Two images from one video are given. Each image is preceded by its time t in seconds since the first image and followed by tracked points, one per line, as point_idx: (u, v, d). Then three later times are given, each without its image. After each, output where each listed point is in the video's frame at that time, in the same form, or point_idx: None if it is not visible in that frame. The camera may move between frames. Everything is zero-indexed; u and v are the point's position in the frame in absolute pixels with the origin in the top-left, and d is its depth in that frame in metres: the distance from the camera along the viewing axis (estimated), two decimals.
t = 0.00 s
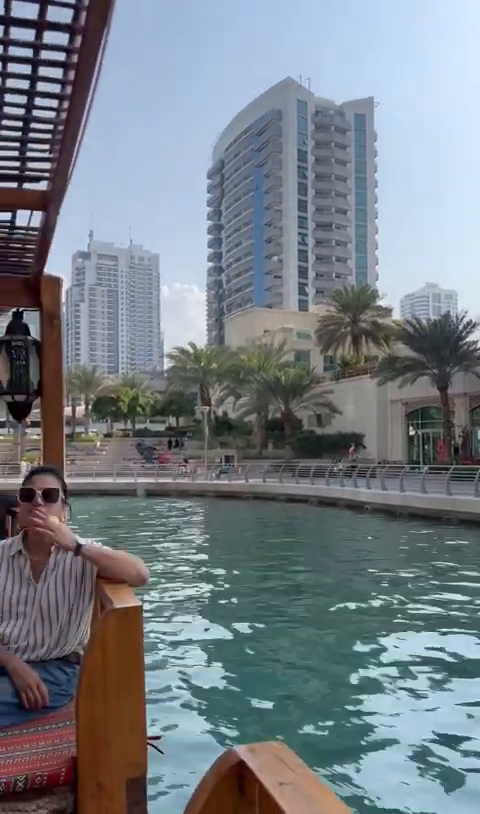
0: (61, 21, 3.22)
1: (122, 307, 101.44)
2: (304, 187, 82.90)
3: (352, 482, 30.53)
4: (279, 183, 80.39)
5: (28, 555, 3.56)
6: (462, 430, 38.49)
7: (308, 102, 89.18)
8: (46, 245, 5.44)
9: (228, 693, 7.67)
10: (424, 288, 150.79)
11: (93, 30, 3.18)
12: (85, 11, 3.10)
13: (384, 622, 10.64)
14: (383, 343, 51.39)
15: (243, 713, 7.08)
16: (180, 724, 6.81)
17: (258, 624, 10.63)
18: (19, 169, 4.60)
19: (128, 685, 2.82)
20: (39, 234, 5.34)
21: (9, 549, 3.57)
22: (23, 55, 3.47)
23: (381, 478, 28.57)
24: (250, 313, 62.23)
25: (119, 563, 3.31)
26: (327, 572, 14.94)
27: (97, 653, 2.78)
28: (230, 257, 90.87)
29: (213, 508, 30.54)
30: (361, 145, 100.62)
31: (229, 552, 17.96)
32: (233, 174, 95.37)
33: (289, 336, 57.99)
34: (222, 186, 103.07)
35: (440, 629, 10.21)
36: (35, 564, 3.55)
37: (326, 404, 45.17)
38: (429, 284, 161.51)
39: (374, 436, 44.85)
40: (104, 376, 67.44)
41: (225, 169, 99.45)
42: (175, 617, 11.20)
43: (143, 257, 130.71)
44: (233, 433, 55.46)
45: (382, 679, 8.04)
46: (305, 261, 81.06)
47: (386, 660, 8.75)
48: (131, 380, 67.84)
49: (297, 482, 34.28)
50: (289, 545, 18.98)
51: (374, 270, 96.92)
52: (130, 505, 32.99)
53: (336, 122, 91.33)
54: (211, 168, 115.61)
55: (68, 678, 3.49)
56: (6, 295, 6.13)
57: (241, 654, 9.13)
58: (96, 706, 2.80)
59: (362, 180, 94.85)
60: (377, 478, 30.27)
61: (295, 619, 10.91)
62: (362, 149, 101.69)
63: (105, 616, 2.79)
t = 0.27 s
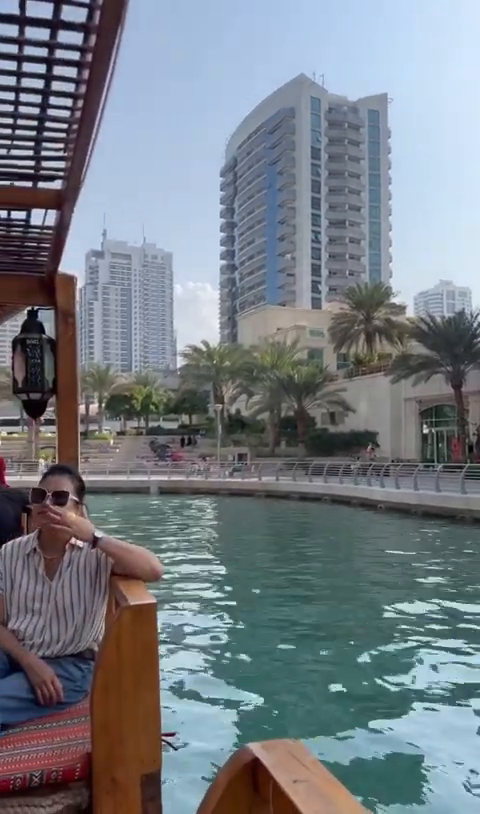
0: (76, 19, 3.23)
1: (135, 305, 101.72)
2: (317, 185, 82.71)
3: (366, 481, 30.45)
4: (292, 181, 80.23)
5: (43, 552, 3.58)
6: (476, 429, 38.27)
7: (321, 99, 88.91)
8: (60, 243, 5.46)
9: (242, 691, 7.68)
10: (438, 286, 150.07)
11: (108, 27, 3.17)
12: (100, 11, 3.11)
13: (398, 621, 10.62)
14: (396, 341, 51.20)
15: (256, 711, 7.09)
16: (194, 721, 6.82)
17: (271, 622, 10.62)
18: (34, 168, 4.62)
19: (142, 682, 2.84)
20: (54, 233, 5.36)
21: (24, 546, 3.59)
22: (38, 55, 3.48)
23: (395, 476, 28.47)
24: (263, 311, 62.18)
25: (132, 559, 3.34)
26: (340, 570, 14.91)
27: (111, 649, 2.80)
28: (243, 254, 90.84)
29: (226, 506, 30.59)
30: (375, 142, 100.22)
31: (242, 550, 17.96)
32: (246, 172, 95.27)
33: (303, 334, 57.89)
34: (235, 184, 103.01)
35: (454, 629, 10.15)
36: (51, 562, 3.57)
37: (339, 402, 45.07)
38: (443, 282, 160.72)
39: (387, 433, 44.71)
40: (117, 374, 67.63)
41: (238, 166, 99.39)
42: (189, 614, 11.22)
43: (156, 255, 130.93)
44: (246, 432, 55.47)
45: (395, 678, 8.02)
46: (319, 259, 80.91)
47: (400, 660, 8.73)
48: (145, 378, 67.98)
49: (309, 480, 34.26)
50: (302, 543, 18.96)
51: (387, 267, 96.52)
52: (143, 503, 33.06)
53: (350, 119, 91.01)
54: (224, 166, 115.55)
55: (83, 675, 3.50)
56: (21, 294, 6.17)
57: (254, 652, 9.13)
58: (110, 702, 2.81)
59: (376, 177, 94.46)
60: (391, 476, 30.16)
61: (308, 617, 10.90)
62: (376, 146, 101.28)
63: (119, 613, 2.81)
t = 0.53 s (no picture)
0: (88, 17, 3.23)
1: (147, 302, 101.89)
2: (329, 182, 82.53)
3: (378, 479, 30.40)
4: (304, 178, 80.11)
5: (57, 550, 3.60)
6: None
7: (333, 96, 88.70)
8: (74, 242, 5.47)
9: (253, 688, 7.69)
10: (451, 283, 149.32)
11: (122, 24, 3.17)
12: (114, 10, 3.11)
13: (410, 618, 10.62)
14: (409, 338, 51.07)
15: (268, 709, 7.10)
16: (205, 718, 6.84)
17: (282, 620, 10.65)
18: (48, 167, 4.64)
19: (156, 678, 2.86)
20: (69, 232, 5.37)
21: (39, 545, 3.61)
22: (53, 54, 3.49)
23: (407, 474, 28.39)
24: (274, 309, 62.17)
25: (145, 557, 3.36)
26: (352, 568, 14.91)
27: (125, 647, 2.81)
28: (254, 252, 90.78)
29: (238, 503, 30.64)
30: (387, 138, 99.87)
31: (254, 548, 17.98)
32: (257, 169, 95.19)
33: (314, 332, 57.83)
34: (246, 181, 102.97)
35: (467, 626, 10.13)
36: (64, 561, 3.59)
37: (351, 400, 45.01)
38: (457, 278, 159.99)
39: (399, 431, 44.60)
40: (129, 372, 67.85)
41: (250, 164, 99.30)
42: (200, 612, 11.25)
43: (167, 253, 131.06)
44: (258, 429, 55.49)
45: (408, 677, 8.01)
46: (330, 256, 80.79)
47: (413, 658, 8.71)
48: (156, 377, 68.10)
49: (321, 478, 34.23)
50: (314, 541, 18.95)
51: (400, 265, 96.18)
52: (155, 500, 33.12)
53: (362, 115, 90.81)
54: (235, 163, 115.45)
55: (98, 672, 3.52)
56: (36, 293, 6.20)
57: (265, 650, 9.14)
58: (125, 700, 2.83)
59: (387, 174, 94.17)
60: (403, 474, 30.09)
61: (320, 614, 10.92)
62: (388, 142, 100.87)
63: (133, 610, 2.82)
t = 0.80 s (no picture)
0: (100, 16, 3.23)
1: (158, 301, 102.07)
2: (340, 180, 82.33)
3: (390, 477, 30.32)
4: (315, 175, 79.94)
5: (71, 549, 3.60)
6: None
7: (344, 93, 88.45)
8: (87, 241, 5.49)
9: (266, 686, 7.70)
10: (463, 282, 148.57)
11: (134, 24, 3.18)
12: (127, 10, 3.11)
13: (423, 617, 10.60)
14: (421, 336, 50.87)
15: (281, 708, 7.10)
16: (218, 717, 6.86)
17: (294, 618, 10.66)
18: (61, 166, 4.66)
19: (170, 677, 2.86)
20: (81, 231, 5.39)
21: (52, 544, 3.63)
22: (67, 54, 3.51)
23: (419, 473, 28.32)
24: (286, 307, 62.14)
25: (157, 555, 3.36)
26: (364, 566, 14.89)
27: (138, 645, 2.81)
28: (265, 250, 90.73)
29: (249, 501, 30.64)
30: (399, 135, 99.50)
31: (265, 546, 18.00)
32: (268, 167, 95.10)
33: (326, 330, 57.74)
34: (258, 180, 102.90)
35: None
36: (78, 560, 3.59)
37: (363, 398, 44.93)
38: (469, 275, 159.31)
39: (411, 429, 44.47)
40: (141, 370, 68.03)
41: (261, 162, 99.19)
42: (213, 609, 11.29)
43: (178, 251, 131.21)
44: (269, 428, 55.49)
45: (420, 676, 7.99)
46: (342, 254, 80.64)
47: (426, 658, 8.69)
48: (168, 375, 68.22)
49: (332, 476, 34.21)
50: (326, 539, 18.93)
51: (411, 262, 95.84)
52: (167, 498, 33.21)
53: (373, 113, 90.55)
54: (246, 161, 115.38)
55: (111, 669, 3.53)
56: (49, 292, 6.23)
57: (277, 648, 9.15)
58: (138, 697, 2.84)
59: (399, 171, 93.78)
60: (416, 472, 29.98)
61: (332, 613, 10.92)
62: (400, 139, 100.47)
63: (146, 608, 2.82)
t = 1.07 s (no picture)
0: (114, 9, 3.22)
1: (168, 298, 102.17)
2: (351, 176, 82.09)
3: (401, 475, 30.24)
4: (326, 171, 79.74)
5: (83, 546, 3.61)
6: None
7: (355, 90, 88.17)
8: (99, 239, 5.50)
9: (278, 685, 7.71)
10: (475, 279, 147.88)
11: (147, 19, 3.17)
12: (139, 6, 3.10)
13: (434, 616, 10.56)
14: (433, 332, 50.69)
15: (294, 706, 7.10)
16: (230, 714, 6.86)
17: (306, 616, 10.65)
18: (74, 164, 4.66)
19: (182, 673, 2.86)
20: (94, 229, 5.40)
21: (65, 541, 3.64)
22: (80, 51, 3.51)
23: (431, 471, 28.22)
24: (296, 304, 62.07)
25: (170, 552, 3.37)
26: (375, 564, 14.85)
27: (151, 642, 2.82)
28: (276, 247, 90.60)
29: (259, 499, 30.64)
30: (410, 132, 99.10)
31: (276, 544, 17.99)
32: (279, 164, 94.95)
33: (336, 327, 57.61)
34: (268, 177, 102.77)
35: None
36: (91, 558, 3.61)
37: (374, 395, 44.80)
38: None
39: (423, 426, 44.29)
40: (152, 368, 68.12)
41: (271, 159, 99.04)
42: (224, 607, 11.30)
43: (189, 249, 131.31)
44: (280, 425, 55.43)
45: (432, 675, 7.96)
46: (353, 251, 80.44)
47: (438, 656, 8.65)
48: (178, 372, 68.26)
49: (343, 474, 34.15)
50: (337, 537, 18.90)
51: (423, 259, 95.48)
52: (178, 496, 33.26)
53: (384, 109, 90.23)
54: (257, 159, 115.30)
55: (124, 667, 3.54)
56: (61, 290, 6.26)
57: (289, 646, 9.15)
58: (152, 693, 2.84)
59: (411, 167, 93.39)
60: (428, 470, 29.88)
61: (343, 611, 10.90)
62: (411, 136, 100.03)
63: (159, 605, 2.82)
